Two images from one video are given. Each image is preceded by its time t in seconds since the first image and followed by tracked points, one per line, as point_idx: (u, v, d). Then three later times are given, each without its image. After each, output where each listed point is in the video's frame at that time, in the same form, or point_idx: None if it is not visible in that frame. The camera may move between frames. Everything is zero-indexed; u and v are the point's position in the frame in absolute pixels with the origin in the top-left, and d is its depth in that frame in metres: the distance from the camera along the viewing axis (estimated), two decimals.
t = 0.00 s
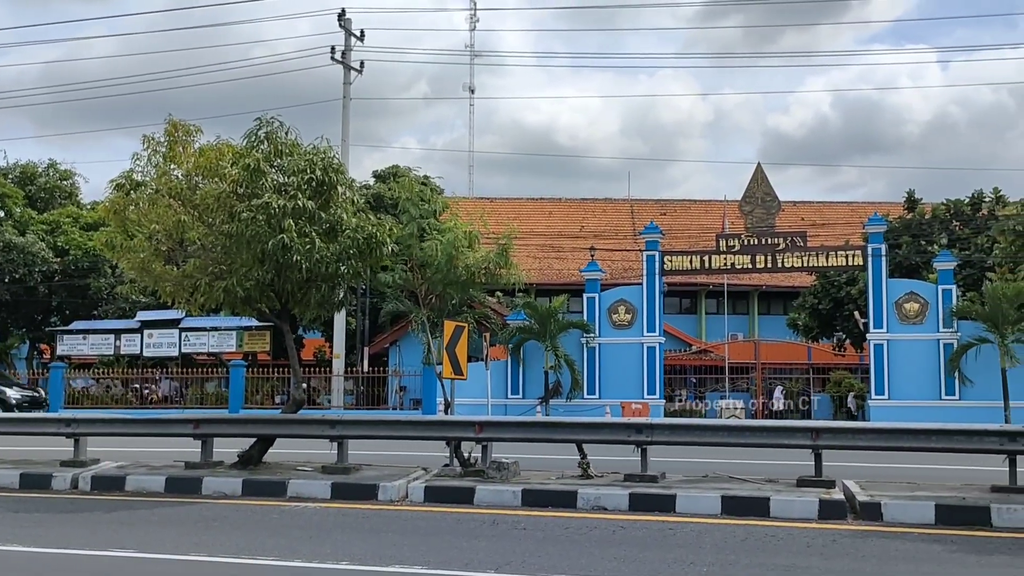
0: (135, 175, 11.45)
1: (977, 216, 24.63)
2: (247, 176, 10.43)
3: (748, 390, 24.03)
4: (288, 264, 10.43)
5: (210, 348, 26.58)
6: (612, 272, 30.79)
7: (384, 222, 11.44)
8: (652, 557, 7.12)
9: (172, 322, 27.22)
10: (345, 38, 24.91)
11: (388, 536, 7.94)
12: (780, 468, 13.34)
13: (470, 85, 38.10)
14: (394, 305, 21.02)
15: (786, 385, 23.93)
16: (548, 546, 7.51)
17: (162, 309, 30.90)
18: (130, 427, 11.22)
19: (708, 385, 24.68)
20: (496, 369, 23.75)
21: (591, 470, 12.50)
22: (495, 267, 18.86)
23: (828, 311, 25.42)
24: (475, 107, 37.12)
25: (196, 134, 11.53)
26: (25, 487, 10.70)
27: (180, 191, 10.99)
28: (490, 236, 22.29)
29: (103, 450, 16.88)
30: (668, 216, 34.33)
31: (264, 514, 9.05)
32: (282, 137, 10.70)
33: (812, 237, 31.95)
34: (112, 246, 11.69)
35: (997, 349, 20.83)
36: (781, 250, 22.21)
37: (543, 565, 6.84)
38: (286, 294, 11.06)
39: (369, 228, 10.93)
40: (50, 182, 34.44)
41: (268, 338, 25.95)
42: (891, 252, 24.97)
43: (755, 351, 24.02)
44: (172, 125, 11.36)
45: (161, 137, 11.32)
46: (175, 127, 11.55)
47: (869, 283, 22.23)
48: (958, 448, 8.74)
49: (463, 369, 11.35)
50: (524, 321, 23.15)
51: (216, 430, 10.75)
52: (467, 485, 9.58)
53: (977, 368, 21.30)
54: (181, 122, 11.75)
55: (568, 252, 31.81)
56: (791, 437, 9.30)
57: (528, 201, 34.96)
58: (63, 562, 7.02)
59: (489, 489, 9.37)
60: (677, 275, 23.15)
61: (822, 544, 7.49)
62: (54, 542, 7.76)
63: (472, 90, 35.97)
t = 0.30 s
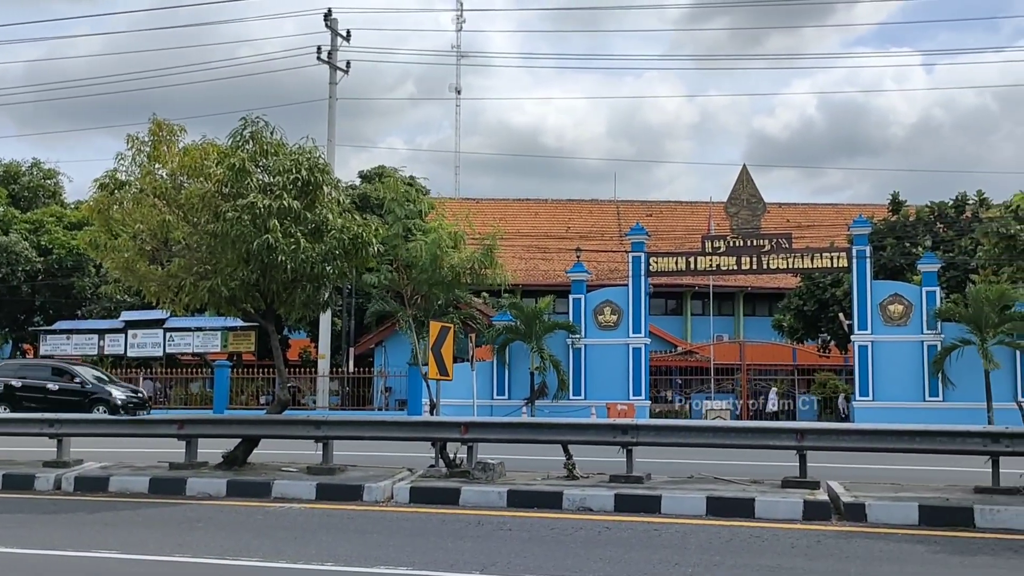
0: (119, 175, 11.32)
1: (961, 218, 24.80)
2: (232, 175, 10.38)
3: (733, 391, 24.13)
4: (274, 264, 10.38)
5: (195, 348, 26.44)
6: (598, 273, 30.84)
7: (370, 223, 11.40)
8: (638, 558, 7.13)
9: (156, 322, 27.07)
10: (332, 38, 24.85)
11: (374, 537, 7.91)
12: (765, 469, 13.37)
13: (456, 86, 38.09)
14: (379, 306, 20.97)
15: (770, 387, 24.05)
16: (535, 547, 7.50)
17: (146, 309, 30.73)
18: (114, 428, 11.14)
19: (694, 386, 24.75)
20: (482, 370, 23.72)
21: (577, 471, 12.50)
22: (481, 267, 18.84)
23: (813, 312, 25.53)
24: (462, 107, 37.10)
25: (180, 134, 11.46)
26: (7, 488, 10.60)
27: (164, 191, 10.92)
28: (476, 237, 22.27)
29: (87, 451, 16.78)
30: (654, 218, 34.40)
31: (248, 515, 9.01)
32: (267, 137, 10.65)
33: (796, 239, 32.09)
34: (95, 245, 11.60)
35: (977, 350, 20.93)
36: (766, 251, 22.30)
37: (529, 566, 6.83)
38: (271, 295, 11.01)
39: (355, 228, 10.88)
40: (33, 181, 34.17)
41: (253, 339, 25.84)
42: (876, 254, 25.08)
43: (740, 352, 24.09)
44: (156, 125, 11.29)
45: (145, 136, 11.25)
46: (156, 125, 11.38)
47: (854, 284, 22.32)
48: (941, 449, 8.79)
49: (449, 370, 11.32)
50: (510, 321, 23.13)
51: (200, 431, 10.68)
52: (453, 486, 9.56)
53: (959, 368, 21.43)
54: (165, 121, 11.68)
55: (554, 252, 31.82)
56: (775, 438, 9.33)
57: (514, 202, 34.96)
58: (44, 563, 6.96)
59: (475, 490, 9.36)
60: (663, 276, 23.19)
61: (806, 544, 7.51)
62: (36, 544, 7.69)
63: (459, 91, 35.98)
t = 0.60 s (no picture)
0: (102, 174, 11.25)
1: (943, 220, 25.11)
2: (216, 175, 10.33)
3: (717, 391, 24.20)
4: (258, 264, 10.33)
5: (178, 348, 26.30)
6: (582, 273, 30.92)
7: (355, 223, 11.37)
8: (620, 558, 7.13)
9: (139, 321, 26.92)
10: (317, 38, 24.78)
11: (356, 538, 7.88)
12: (749, 469, 13.41)
13: (441, 87, 38.06)
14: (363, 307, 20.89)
15: (753, 388, 24.11)
16: (519, 547, 7.49)
17: (129, 309, 30.56)
18: (95, 428, 11.03)
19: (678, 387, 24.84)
20: (467, 370, 23.70)
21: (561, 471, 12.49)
22: (466, 268, 18.82)
23: (796, 314, 25.67)
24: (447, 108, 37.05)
25: (164, 133, 11.40)
26: None
27: (147, 190, 10.85)
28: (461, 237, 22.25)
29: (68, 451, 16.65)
30: (638, 218, 34.48)
31: (231, 515, 8.96)
32: (251, 136, 10.61)
33: (780, 240, 32.25)
34: (77, 245, 11.51)
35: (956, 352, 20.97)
36: (751, 253, 22.38)
37: (512, 566, 6.82)
38: (254, 294, 10.95)
39: (339, 228, 10.85)
40: (15, 180, 33.88)
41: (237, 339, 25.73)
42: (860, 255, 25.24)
43: (725, 353, 24.17)
44: (140, 124, 11.23)
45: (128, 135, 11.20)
46: (139, 123, 11.34)
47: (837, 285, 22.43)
48: (923, 450, 8.84)
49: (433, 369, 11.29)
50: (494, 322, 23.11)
51: (183, 431, 10.62)
52: (437, 486, 9.53)
53: (942, 371, 21.53)
54: (149, 120, 11.61)
55: (539, 253, 31.84)
56: (758, 439, 9.35)
57: (499, 202, 34.96)
58: (24, 564, 6.89)
59: (459, 490, 9.33)
60: (647, 276, 23.25)
61: (789, 545, 7.54)
62: (17, 544, 7.62)
63: (445, 91, 35.95)
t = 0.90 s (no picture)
0: (84, 172, 11.16)
1: (925, 222, 25.29)
2: (200, 174, 10.27)
3: (701, 392, 24.26)
4: (241, 264, 10.27)
5: (160, 348, 26.14)
6: (566, 274, 30.97)
7: (339, 223, 11.32)
8: (603, 559, 7.13)
9: (121, 322, 26.75)
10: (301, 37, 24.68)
11: (340, 538, 7.86)
12: (732, 470, 13.45)
13: (425, 87, 38.11)
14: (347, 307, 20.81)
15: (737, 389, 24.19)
16: (503, 548, 7.48)
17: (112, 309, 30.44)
18: (75, 429, 10.94)
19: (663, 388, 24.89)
20: (451, 371, 23.67)
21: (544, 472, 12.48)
22: (450, 268, 18.78)
23: (780, 315, 25.80)
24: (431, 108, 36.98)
25: (147, 132, 11.32)
26: None
27: (130, 189, 10.77)
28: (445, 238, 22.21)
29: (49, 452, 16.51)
30: (623, 219, 34.55)
31: (213, 516, 8.91)
32: (235, 135, 10.54)
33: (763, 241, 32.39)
34: (58, 244, 11.40)
35: (937, 353, 21.09)
36: (735, 254, 22.45)
37: (495, 567, 6.81)
38: (237, 294, 10.89)
39: (323, 228, 10.80)
40: None
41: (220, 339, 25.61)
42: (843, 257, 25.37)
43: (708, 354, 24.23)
44: (123, 122, 11.15)
45: (111, 134, 11.12)
46: (122, 121, 11.25)
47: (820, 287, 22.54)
48: (904, 451, 8.89)
49: (416, 369, 11.25)
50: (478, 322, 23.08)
51: (165, 431, 10.55)
52: (420, 486, 9.51)
53: (923, 373, 21.68)
54: (131, 119, 11.52)
55: (523, 253, 31.85)
56: (742, 439, 9.38)
57: (484, 203, 34.95)
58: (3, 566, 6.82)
59: (442, 490, 9.32)
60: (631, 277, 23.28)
61: (771, 545, 7.56)
62: None
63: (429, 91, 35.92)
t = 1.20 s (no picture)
0: (66, 171, 11.08)
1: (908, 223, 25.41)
2: (183, 173, 10.21)
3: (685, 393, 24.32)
4: (224, 263, 10.21)
5: (143, 348, 25.97)
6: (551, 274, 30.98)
7: (322, 222, 11.27)
8: (587, 559, 7.12)
9: (103, 321, 26.56)
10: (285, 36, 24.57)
11: (324, 538, 7.82)
12: (716, 470, 13.48)
13: (409, 86, 38.05)
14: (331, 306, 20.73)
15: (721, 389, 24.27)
16: (488, 548, 7.46)
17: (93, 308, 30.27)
18: (56, 428, 10.84)
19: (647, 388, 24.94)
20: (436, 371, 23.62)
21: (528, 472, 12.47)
22: (435, 268, 18.74)
23: (764, 315, 25.91)
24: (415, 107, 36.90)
25: (130, 130, 11.25)
26: None
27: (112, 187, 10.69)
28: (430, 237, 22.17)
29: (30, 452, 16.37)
30: (607, 219, 34.61)
31: (195, 516, 8.85)
32: (218, 134, 10.48)
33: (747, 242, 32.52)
34: (40, 242, 11.30)
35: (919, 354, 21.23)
36: (719, 254, 22.51)
37: (480, 567, 6.79)
38: (220, 293, 10.83)
39: (306, 227, 10.75)
40: None
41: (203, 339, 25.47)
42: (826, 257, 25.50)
43: (692, 354, 24.30)
44: (105, 121, 11.07)
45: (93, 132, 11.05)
46: (104, 120, 11.18)
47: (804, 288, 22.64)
48: (887, 451, 8.93)
49: (400, 369, 11.21)
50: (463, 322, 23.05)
51: (147, 431, 10.48)
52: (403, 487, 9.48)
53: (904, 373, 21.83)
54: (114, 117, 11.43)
55: (508, 254, 31.85)
56: (726, 440, 9.39)
57: (468, 203, 34.94)
58: None
59: (426, 491, 9.28)
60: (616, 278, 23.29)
61: (755, 545, 7.58)
62: None
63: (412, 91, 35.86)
